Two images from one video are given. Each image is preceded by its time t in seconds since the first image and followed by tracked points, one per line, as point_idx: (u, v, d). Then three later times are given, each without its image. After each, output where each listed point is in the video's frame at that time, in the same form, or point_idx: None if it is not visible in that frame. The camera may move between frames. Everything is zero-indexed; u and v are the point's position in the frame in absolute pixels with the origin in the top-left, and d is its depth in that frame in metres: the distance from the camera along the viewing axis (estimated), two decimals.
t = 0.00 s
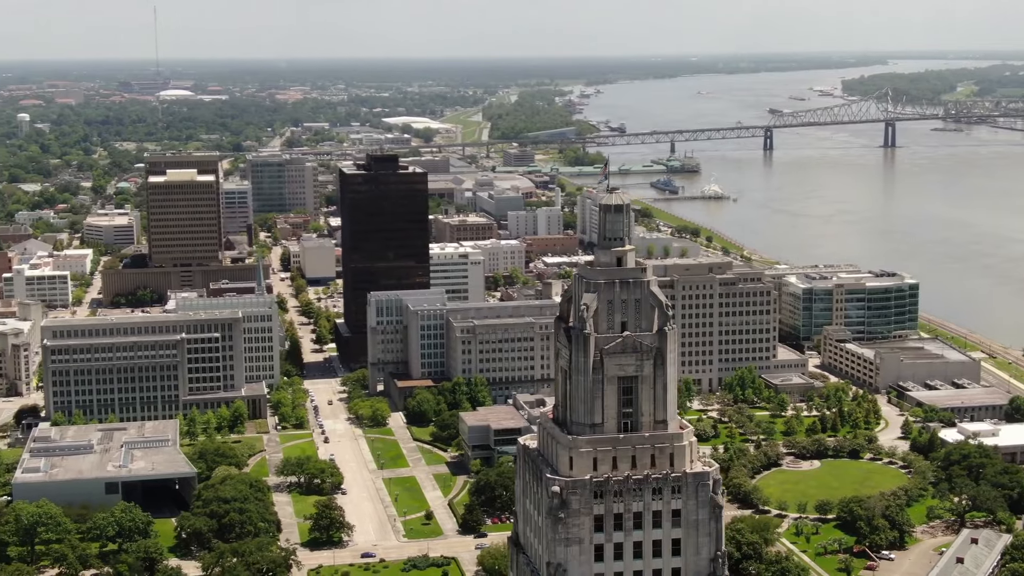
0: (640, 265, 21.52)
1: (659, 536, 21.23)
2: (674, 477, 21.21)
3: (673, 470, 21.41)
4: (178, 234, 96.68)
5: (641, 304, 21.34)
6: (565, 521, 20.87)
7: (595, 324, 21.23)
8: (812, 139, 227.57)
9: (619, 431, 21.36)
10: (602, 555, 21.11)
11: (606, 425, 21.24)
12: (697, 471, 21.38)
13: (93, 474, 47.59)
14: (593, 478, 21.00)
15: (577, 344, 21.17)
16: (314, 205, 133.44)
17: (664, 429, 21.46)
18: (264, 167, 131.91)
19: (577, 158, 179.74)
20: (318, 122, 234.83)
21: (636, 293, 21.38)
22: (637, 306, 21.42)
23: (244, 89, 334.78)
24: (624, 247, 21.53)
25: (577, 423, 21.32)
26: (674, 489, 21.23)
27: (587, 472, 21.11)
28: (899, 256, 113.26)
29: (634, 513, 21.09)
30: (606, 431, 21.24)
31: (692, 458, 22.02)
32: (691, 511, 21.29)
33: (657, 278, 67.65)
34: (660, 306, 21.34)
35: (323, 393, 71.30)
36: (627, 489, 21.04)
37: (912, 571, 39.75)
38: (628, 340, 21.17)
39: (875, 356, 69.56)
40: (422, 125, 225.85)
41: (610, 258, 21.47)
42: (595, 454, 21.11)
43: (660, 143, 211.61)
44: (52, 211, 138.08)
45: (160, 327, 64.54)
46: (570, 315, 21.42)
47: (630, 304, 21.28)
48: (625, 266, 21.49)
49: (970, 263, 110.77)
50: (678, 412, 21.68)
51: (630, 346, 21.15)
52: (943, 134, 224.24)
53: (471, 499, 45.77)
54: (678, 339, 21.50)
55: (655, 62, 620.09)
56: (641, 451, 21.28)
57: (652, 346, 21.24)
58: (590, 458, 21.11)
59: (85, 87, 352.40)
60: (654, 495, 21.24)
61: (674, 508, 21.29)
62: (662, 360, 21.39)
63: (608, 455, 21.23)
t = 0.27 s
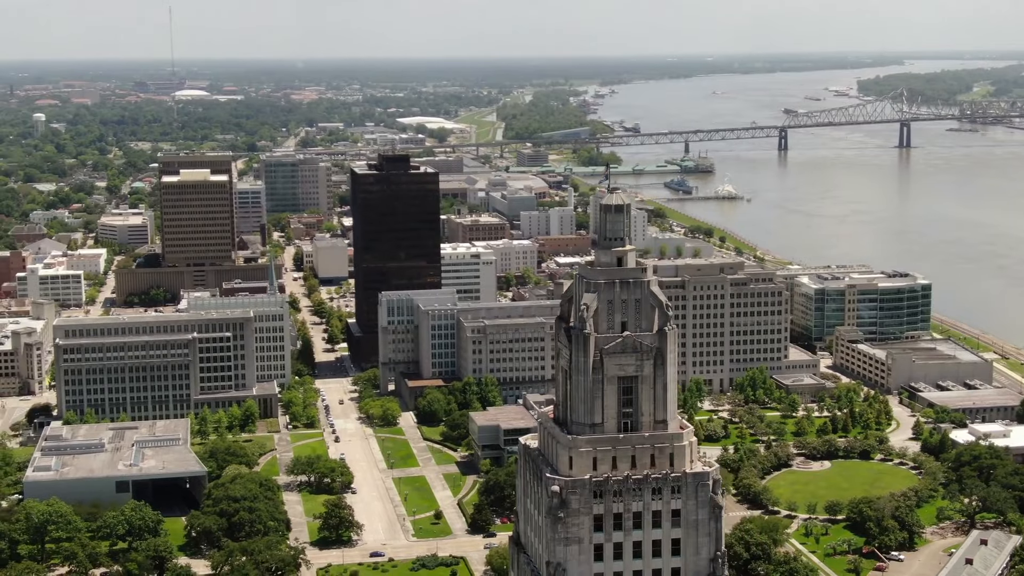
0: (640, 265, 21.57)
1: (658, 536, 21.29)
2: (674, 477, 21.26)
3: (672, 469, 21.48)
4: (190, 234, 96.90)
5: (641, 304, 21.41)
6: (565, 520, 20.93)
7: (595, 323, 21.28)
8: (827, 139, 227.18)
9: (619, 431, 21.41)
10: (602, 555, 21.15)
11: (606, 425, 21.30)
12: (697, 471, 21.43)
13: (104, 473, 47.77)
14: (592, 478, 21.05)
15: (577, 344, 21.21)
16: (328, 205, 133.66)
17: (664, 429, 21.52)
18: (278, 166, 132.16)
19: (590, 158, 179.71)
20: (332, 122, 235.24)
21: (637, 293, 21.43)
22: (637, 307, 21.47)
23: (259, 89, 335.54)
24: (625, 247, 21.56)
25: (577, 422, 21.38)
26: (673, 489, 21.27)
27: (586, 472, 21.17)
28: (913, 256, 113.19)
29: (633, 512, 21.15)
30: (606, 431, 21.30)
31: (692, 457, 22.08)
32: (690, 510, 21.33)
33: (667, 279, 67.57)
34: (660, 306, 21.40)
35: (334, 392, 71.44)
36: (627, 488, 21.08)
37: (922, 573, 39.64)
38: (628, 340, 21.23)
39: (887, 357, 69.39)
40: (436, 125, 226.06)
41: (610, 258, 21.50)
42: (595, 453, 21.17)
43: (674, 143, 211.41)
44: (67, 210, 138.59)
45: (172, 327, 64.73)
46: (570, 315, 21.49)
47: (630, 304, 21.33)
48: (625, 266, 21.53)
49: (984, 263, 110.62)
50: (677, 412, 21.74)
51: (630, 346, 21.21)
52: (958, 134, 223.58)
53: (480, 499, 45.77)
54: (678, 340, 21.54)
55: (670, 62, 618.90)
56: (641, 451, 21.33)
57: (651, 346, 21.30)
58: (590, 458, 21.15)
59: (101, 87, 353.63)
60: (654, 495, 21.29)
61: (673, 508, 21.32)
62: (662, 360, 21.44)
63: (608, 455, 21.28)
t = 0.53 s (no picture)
0: (640, 265, 21.62)
1: (658, 536, 21.32)
2: (673, 477, 21.29)
3: (672, 469, 21.51)
4: (203, 234, 97.12)
5: (641, 304, 21.45)
6: (564, 520, 20.96)
7: (595, 323, 21.35)
8: (841, 139, 226.63)
9: (619, 430, 21.44)
10: (602, 554, 21.18)
11: (606, 425, 21.32)
12: (697, 471, 21.47)
13: (114, 471, 47.95)
14: (592, 477, 21.09)
15: (577, 344, 21.26)
16: (341, 205, 133.81)
17: (664, 429, 21.55)
18: (291, 166, 132.44)
19: (604, 158, 179.62)
20: (346, 122, 235.59)
21: (637, 293, 21.48)
22: (637, 307, 21.52)
23: (274, 89, 336.08)
24: (625, 247, 21.63)
25: (577, 421, 21.41)
26: (673, 489, 21.31)
27: (586, 471, 21.22)
28: (926, 256, 113.05)
29: (633, 512, 21.17)
30: (605, 431, 21.33)
31: (692, 457, 22.12)
32: (690, 510, 21.38)
33: (678, 279, 67.50)
34: (660, 306, 21.44)
35: (345, 392, 71.56)
36: (627, 488, 21.12)
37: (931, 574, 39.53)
38: (628, 340, 21.28)
39: (898, 357, 69.19)
40: (450, 125, 226.14)
41: (610, 258, 21.58)
42: (595, 453, 21.22)
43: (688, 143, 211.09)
44: (82, 210, 139.08)
45: (183, 326, 64.98)
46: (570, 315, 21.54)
47: (630, 304, 21.39)
48: (625, 266, 21.59)
49: (998, 264, 110.37)
50: (677, 412, 21.79)
51: (629, 346, 21.24)
52: (973, 135, 222.93)
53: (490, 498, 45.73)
54: (678, 340, 21.58)
55: (686, 63, 618.22)
56: (641, 451, 21.39)
57: (652, 345, 21.33)
58: (589, 458, 21.22)
59: (117, 87, 354.68)
60: (653, 495, 21.32)
61: (673, 507, 21.37)
62: (662, 360, 21.49)
63: (608, 454, 21.33)
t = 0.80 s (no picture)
0: (641, 265, 21.61)
1: (658, 535, 21.32)
2: (673, 476, 21.29)
3: (672, 469, 21.52)
4: (216, 233, 97.40)
5: (641, 304, 21.45)
6: (564, 519, 20.96)
7: (595, 323, 21.35)
8: (856, 139, 225.99)
9: (619, 430, 21.45)
10: (602, 554, 21.19)
11: (606, 424, 21.33)
12: (697, 471, 21.47)
13: (126, 470, 48.13)
14: (592, 477, 21.10)
15: (577, 343, 21.27)
16: (355, 204, 133.93)
17: (663, 429, 21.54)
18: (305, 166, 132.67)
19: (618, 158, 179.53)
20: (361, 122, 235.84)
21: (637, 292, 21.47)
22: (638, 306, 21.51)
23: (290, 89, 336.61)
24: (626, 247, 21.63)
25: (576, 421, 21.44)
26: (673, 488, 21.30)
27: (586, 471, 21.24)
28: (940, 256, 112.84)
29: (633, 511, 21.18)
30: (605, 430, 21.34)
31: (693, 457, 22.12)
32: (690, 510, 21.38)
33: (690, 278, 67.40)
34: (660, 306, 21.44)
35: (357, 391, 71.64)
36: (627, 487, 21.10)
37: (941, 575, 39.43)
38: (628, 340, 21.28)
39: (911, 358, 69.00)
40: (464, 125, 226.24)
41: (610, 258, 21.58)
42: (594, 453, 21.24)
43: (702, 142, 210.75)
44: (97, 209, 139.50)
45: (195, 325, 65.16)
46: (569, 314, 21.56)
47: (630, 303, 21.38)
48: (625, 266, 21.60)
49: (1012, 264, 110.05)
50: (678, 412, 21.78)
51: (630, 346, 21.25)
52: (989, 135, 222.11)
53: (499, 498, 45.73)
54: (678, 340, 21.58)
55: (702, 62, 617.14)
56: (641, 450, 21.39)
57: (652, 345, 21.33)
58: (589, 457, 21.24)
59: (133, 87, 355.68)
60: (654, 494, 21.32)
61: (673, 507, 21.37)
62: (662, 360, 21.48)
63: (608, 454, 21.34)
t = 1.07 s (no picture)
0: (641, 265, 21.78)
1: (658, 535, 21.47)
2: (673, 476, 21.43)
3: (672, 469, 21.65)
4: (230, 232, 97.69)
5: (642, 303, 21.61)
6: (564, 518, 21.13)
7: (596, 323, 21.53)
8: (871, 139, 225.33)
9: (619, 430, 21.62)
10: (602, 553, 21.35)
11: (606, 424, 21.50)
12: (698, 471, 21.61)
13: (136, 468, 48.34)
14: (592, 476, 21.28)
15: (578, 342, 21.46)
16: (368, 204, 134.07)
17: (664, 428, 21.69)
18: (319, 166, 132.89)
19: (632, 158, 179.34)
20: (375, 122, 236.03)
21: (637, 292, 21.64)
22: (638, 306, 21.69)
23: (305, 89, 337.00)
24: (626, 247, 21.81)
25: (577, 421, 21.61)
26: (673, 488, 21.46)
27: (586, 470, 21.41)
28: (954, 256, 112.55)
29: (632, 511, 21.35)
30: (605, 430, 21.51)
31: (694, 457, 22.24)
32: (690, 509, 21.53)
33: (701, 279, 67.41)
34: (661, 306, 21.61)
35: (368, 391, 71.75)
36: (627, 487, 21.27)
37: None
38: (629, 339, 21.44)
39: (923, 359, 68.80)
40: (479, 125, 226.30)
41: (611, 258, 21.76)
42: (594, 452, 21.40)
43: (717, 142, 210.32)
44: (112, 209, 139.91)
45: (206, 324, 65.32)
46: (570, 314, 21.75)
47: (631, 303, 21.56)
48: (626, 266, 21.77)
49: None
50: (678, 412, 21.92)
51: (630, 345, 21.42)
52: (1005, 135, 221.19)
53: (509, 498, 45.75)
54: (678, 340, 21.75)
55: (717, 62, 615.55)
56: (641, 450, 21.54)
57: (652, 345, 21.49)
58: (590, 457, 21.39)
59: (149, 87, 356.55)
60: (653, 494, 21.47)
61: (673, 507, 21.52)
62: (662, 360, 21.65)
63: (608, 454, 21.50)
